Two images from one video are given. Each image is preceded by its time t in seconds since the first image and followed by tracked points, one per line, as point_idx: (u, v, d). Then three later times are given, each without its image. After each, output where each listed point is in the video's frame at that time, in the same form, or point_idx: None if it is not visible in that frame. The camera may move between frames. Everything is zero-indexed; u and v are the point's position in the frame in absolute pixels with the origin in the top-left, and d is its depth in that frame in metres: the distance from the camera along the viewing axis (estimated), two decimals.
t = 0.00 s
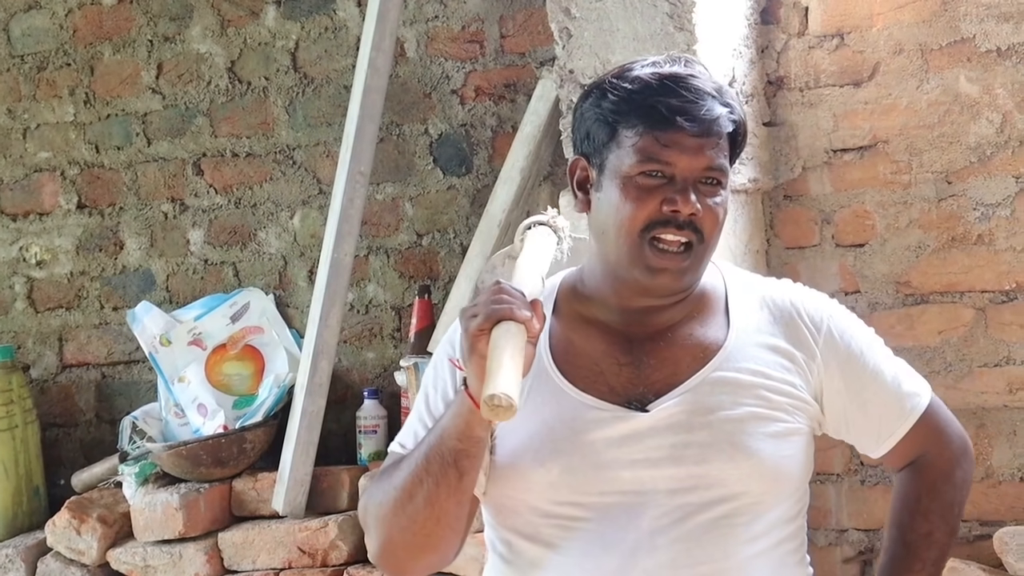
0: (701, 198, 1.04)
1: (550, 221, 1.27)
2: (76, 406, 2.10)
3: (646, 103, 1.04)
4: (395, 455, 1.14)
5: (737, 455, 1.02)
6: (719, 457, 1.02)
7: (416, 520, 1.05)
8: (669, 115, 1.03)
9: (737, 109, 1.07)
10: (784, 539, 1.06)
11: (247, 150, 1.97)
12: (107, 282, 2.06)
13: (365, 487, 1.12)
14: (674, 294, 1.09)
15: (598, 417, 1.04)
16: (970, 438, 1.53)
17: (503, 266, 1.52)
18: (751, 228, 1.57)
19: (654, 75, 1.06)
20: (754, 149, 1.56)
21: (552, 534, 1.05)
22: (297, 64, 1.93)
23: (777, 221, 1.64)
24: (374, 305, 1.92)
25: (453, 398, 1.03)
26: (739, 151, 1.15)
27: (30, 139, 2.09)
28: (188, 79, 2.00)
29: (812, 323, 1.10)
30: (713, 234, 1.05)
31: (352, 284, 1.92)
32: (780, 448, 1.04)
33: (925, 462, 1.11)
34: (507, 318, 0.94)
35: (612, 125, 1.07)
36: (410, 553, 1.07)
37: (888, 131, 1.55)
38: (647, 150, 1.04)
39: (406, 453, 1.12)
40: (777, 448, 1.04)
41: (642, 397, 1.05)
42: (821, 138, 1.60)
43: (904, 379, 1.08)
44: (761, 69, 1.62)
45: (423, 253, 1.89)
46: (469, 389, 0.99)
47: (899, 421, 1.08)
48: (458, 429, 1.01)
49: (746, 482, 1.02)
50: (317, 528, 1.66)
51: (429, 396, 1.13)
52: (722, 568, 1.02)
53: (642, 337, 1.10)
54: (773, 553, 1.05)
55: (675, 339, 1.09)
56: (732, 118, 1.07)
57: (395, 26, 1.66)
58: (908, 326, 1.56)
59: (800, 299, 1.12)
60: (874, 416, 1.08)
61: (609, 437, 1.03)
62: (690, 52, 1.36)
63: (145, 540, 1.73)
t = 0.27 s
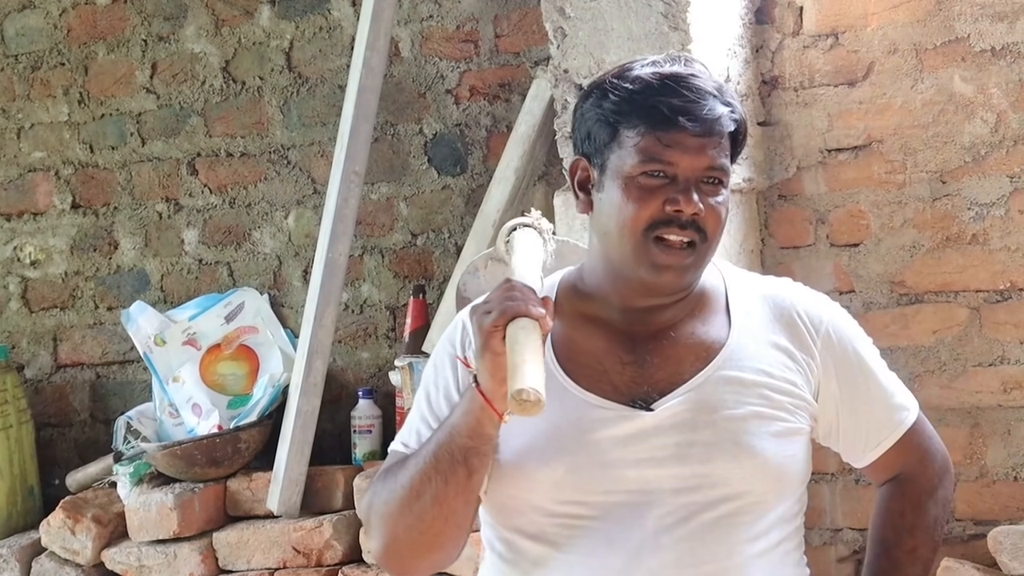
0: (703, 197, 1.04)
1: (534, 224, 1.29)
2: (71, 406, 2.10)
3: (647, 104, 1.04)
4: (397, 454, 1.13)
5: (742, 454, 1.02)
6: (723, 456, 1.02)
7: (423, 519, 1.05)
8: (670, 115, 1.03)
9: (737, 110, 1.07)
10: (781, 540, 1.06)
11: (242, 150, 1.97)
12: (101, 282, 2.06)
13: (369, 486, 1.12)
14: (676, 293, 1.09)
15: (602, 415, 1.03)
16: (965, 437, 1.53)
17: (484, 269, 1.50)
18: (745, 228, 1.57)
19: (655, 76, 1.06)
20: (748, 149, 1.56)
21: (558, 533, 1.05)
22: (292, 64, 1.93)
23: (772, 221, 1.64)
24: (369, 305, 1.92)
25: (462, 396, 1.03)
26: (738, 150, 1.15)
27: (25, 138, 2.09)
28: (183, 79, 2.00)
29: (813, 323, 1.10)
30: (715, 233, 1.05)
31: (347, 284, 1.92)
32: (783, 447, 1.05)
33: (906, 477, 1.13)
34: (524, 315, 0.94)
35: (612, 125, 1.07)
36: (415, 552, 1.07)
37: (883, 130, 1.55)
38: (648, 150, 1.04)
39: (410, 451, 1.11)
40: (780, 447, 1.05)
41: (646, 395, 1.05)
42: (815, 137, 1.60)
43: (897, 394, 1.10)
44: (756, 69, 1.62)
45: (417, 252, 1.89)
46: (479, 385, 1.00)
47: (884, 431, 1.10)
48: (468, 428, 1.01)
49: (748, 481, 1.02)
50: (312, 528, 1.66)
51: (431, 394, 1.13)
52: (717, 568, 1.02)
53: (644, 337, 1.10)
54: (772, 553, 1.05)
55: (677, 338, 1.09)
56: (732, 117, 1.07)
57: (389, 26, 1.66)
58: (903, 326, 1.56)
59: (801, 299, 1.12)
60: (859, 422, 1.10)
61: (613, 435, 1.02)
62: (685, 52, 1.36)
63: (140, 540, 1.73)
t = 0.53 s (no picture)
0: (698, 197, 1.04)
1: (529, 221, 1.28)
2: (67, 406, 2.10)
3: (641, 103, 1.04)
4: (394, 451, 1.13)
5: (739, 451, 1.02)
6: (719, 453, 1.02)
7: (420, 516, 1.05)
8: (664, 116, 1.03)
9: (732, 108, 1.07)
10: (777, 539, 1.06)
11: (237, 149, 1.97)
12: (97, 281, 2.06)
13: (365, 483, 1.11)
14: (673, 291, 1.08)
15: (598, 413, 1.03)
16: (960, 436, 1.53)
17: (479, 265, 1.48)
18: (741, 227, 1.57)
19: (649, 75, 1.06)
20: (743, 148, 1.56)
21: (551, 531, 1.05)
22: (287, 63, 1.93)
23: (767, 220, 1.64)
24: (364, 304, 1.92)
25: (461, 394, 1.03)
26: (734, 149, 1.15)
27: (20, 137, 2.09)
28: (178, 78, 1.99)
29: (811, 321, 1.10)
30: (710, 233, 1.05)
31: (342, 283, 1.92)
32: (780, 445, 1.05)
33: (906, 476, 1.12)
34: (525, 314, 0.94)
35: (607, 124, 1.07)
36: (411, 549, 1.07)
37: (878, 129, 1.55)
38: (643, 150, 1.04)
39: (406, 448, 1.11)
40: (776, 445, 1.04)
41: (641, 393, 1.05)
42: (811, 136, 1.60)
43: (895, 392, 1.10)
44: (751, 68, 1.62)
45: (413, 251, 1.89)
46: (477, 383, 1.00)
47: (882, 429, 1.10)
48: (466, 426, 1.01)
49: (744, 479, 1.02)
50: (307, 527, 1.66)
51: (427, 392, 1.12)
52: (710, 567, 1.01)
53: (640, 334, 1.10)
54: (768, 552, 1.05)
55: (674, 336, 1.09)
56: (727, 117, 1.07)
57: (384, 25, 1.66)
58: (899, 325, 1.56)
59: (798, 297, 1.12)
60: (857, 421, 1.10)
61: (609, 432, 1.02)
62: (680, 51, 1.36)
63: (135, 539, 1.73)
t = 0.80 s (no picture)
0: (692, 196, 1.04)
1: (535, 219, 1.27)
2: (65, 402, 2.10)
3: (634, 102, 1.04)
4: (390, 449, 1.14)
5: (734, 447, 1.02)
6: (714, 449, 1.02)
7: (414, 514, 1.06)
8: (657, 114, 1.03)
9: (726, 105, 1.07)
10: (775, 535, 1.06)
11: (235, 146, 1.97)
12: (95, 278, 2.06)
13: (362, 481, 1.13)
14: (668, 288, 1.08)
15: (593, 410, 1.04)
16: (958, 434, 1.53)
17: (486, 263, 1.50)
18: (739, 224, 1.57)
19: (642, 74, 1.06)
20: (741, 145, 1.56)
21: (546, 527, 1.05)
22: (286, 60, 1.93)
23: (766, 217, 1.64)
24: (362, 301, 1.92)
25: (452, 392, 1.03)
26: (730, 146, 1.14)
27: (18, 134, 2.09)
28: (176, 75, 2.00)
29: (808, 316, 1.10)
30: (705, 230, 1.05)
31: (340, 281, 1.92)
32: (777, 441, 1.04)
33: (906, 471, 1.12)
34: (512, 311, 0.94)
35: (602, 123, 1.07)
36: (406, 546, 1.08)
37: (877, 126, 1.55)
38: (636, 149, 1.04)
39: (401, 447, 1.11)
40: (774, 442, 1.04)
41: (636, 391, 1.05)
42: (809, 133, 1.60)
43: (895, 387, 1.09)
44: (750, 65, 1.62)
45: (411, 249, 1.89)
46: (468, 382, 1.00)
47: (882, 426, 1.09)
48: (458, 424, 1.02)
49: (741, 475, 1.02)
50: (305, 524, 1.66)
51: (423, 390, 1.13)
52: (707, 563, 1.01)
53: (636, 331, 1.10)
54: (766, 548, 1.05)
55: (670, 333, 1.09)
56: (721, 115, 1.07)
57: (383, 22, 1.66)
58: (897, 322, 1.56)
59: (795, 292, 1.11)
60: (857, 417, 1.09)
61: (604, 429, 1.03)
62: (678, 48, 1.36)
63: (133, 536, 1.73)
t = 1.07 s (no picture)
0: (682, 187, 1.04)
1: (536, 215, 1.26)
2: (63, 398, 2.10)
3: (620, 96, 1.04)
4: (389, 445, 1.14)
5: (730, 443, 1.02)
6: (711, 444, 1.02)
7: (411, 510, 1.06)
8: (643, 108, 1.03)
9: (713, 94, 1.06)
10: (775, 529, 1.05)
11: (234, 142, 1.97)
12: (93, 274, 2.06)
13: (359, 478, 1.13)
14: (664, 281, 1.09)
15: (589, 405, 1.04)
16: (957, 430, 1.53)
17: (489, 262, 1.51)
18: (738, 220, 1.57)
19: (626, 68, 1.06)
20: (741, 141, 1.56)
21: (544, 522, 1.05)
22: (284, 55, 1.93)
23: (765, 213, 1.64)
24: (361, 296, 1.92)
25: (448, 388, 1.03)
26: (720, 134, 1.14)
27: (17, 129, 2.09)
28: (175, 70, 1.99)
29: (805, 313, 1.09)
30: (697, 221, 1.04)
31: (339, 276, 1.92)
32: (774, 437, 1.04)
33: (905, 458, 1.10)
34: (505, 308, 0.95)
35: (590, 120, 1.08)
36: (403, 543, 1.08)
37: (876, 122, 1.55)
38: (625, 143, 1.04)
39: (399, 443, 1.12)
40: (771, 437, 1.04)
41: (633, 385, 1.05)
42: (808, 129, 1.60)
43: (895, 387, 1.08)
44: (749, 61, 1.62)
45: (410, 244, 1.89)
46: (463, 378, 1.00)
47: (879, 425, 1.09)
48: (454, 420, 1.02)
49: (738, 470, 1.02)
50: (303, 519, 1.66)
51: (422, 386, 1.13)
52: (707, 556, 1.01)
53: (633, 326, 1.10)
54: (766, 542, 1.04)
55: (667, 327, 1.09)
56: (708, 105, 1.06)
57: (382, 17, 1.66)
58: (896, 318, 1.56)
59: (792, 289, 1.11)
60: (855, 415, 1.09)
61: (601, 424, 1.03)
62: (678, 43, 1.36)
63: (132, 532, 1.73)
